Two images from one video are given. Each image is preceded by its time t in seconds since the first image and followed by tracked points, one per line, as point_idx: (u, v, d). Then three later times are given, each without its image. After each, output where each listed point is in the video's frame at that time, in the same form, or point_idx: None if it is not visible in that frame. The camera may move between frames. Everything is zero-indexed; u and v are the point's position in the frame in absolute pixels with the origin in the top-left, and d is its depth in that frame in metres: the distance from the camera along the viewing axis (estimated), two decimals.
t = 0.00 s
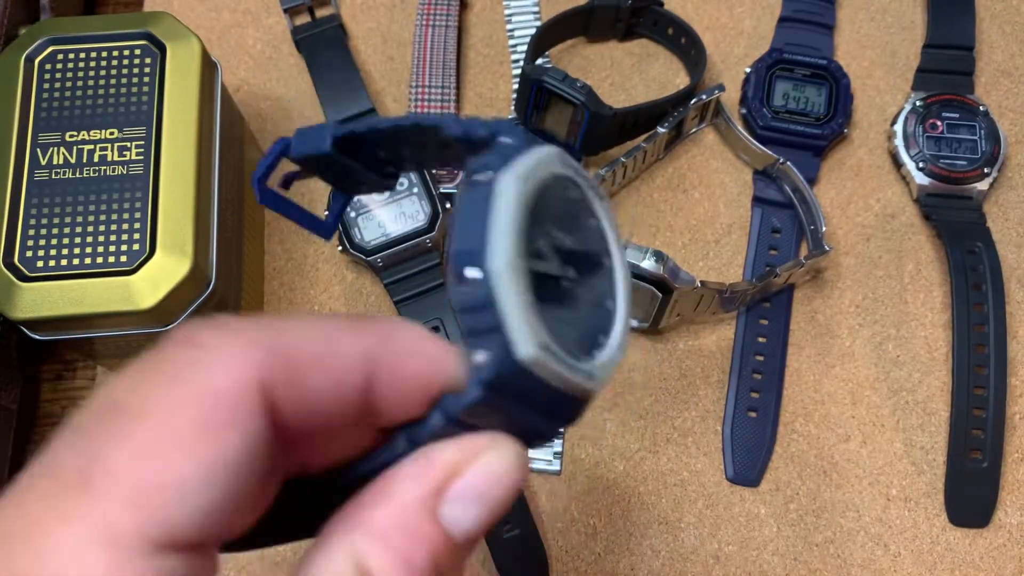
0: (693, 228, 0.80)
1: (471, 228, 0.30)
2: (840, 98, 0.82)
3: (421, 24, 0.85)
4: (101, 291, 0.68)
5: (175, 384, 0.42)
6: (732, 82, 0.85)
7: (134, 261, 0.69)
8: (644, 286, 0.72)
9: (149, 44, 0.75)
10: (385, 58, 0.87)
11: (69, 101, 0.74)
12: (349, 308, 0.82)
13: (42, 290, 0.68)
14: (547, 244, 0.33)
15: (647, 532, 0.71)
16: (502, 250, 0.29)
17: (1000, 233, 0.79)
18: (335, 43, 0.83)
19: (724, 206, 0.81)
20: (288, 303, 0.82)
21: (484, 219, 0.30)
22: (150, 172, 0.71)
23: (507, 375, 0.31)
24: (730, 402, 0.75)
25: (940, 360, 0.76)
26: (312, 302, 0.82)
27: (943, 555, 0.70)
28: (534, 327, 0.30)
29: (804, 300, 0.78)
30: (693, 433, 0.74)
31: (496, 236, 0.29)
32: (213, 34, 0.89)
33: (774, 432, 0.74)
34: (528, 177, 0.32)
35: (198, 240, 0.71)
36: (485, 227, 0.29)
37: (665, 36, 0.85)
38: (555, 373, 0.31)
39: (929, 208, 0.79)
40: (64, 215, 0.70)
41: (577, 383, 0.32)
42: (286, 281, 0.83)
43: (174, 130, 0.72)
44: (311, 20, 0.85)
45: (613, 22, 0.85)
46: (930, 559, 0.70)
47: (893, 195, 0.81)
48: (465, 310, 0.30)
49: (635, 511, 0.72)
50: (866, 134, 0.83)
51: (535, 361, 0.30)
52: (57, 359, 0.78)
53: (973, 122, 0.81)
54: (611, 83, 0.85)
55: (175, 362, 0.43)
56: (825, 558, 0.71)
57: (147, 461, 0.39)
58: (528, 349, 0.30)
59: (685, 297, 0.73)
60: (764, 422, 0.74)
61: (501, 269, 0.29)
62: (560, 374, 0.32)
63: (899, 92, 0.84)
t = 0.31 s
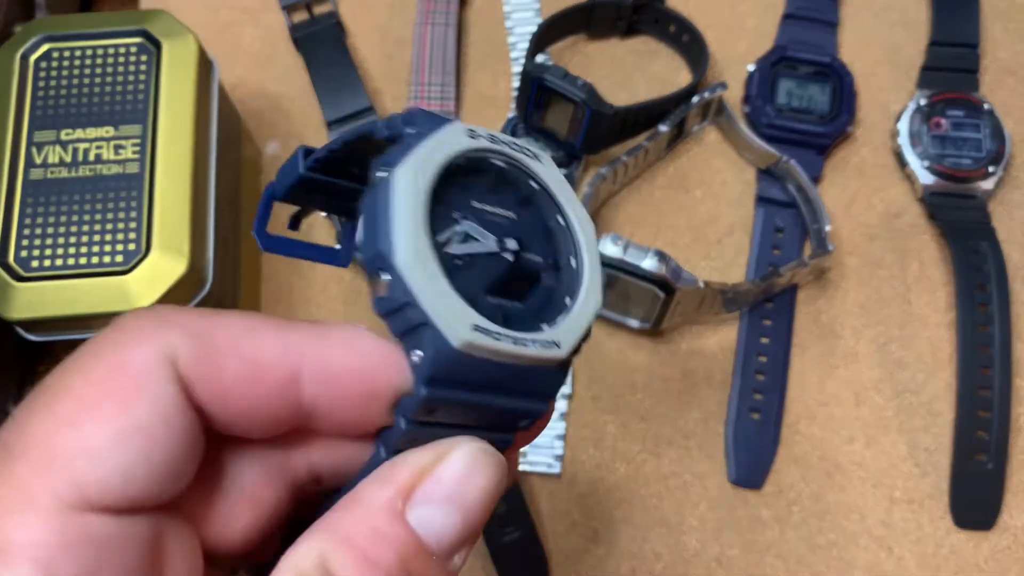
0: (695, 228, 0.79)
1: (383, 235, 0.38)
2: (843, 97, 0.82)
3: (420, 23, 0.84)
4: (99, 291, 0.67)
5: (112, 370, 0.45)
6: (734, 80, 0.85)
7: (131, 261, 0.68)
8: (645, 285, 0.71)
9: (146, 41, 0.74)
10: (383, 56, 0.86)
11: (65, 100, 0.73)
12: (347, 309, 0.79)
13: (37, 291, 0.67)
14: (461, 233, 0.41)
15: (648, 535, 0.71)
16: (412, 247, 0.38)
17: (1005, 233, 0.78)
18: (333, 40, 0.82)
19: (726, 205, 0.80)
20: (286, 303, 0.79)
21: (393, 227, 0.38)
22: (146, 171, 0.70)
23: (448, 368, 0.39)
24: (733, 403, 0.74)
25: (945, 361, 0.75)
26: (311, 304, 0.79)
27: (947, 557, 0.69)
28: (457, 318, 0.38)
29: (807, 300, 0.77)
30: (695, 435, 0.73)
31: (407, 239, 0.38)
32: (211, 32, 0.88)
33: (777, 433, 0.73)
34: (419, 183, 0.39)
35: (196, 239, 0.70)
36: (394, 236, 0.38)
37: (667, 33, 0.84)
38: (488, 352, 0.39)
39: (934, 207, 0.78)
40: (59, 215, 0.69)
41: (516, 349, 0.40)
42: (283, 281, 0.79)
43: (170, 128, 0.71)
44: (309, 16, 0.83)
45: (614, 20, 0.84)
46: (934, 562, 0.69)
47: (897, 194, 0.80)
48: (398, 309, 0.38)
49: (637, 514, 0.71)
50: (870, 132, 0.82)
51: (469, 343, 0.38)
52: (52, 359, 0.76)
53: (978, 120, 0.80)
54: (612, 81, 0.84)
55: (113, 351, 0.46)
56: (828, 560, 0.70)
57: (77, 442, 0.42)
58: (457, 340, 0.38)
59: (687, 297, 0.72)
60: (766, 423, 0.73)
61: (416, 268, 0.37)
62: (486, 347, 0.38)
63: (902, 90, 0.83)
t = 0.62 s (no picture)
0: (696, 228, 0.79)
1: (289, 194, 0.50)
2: (844, 97, 0.81)
3: (420, 23, 0.84)
4: (97, 291, 0.67)
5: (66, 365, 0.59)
6: (735, 80, 0.84)
7: (129, 261, 0.67)
8: (646, 285, 0.71)
9: (145, 41, 0.74)
10: (383, 55, 0.86)
11: (64, 99, 0.73)
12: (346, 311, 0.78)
13: (37, 291, 0.67)
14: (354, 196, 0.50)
15: (649, 537, 0.70)
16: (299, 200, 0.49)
17: (1006, 232, 0.78)
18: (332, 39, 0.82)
19: (727, 205, 0.80)
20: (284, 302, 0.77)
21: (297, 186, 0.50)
22: (144, 171, 0.70)
23: (324, 277, 0.46)
24: (733, 404, 0.74)
25: (947, 362, 0.75)
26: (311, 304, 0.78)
27: (949, 559, 0.69)
28: (306, 224, 0.47)
29: (809, 300, 0.77)
30: (695, 435, 0.73)
31: (303, 194, 0.50)
32: (210, 31, 0.88)
33: (778, 434, 0.73)
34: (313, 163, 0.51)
35: (195, 239, 0.70)
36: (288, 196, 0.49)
37: (667, 33, 0.84)
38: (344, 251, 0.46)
39: (935, 207, 0.78)
40: (57, 215, 0.69)
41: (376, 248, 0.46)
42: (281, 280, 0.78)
43: (168, 127, 0.71)
44: (308, 15, 0.82)
45: (615, 18, 0.84)
46: (935, 563, 0.69)
47: (898, 195, 0.80)
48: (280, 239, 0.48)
49: (637, 515, 0.71)
50: (870, 132, 0.82)
51: (315, 241, 0.46)
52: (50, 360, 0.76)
53: (979, 120, 0.79)
54: (612, 80, 0.84)
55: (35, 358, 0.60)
56: (829, 562, 0.70)
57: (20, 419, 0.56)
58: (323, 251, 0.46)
59: (688, 298, 0.72)
60: (767, 424, 0.73)
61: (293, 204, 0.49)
62: (331, 240, 0.46)
63: (903, 90, 0.83)
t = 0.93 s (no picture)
0: (696, 228, 0.79)
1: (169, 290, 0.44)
2: (844, 97, 0.81)
3: (420, 23, 0.84)
4: (98, 291, 0.67)
5: (85, 345, 0.53)
6: (734, 80, 0.84)
7: (129, 261, 0.68)
8: (645, 285, 0.71)
9: (146, 41, 0.74)
10: (383, 55, 0.86)
11: (65, 100, 0.73)
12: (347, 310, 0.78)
13: (38, 291, 0.67)
14: (220, 249, 0.43)
15: (648, 536, 0.70)
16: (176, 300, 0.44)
17: (1005, 232, 0.78)
18: (333, 39, 0.82)
19: (726, 205, 0.80)
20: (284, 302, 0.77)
21: (166, 279, 0.44)
22: (145, 171, 0.70)
23: (220, 377, 0.41)
24: (733, 404, 0.74)
25: (946, 362, 0.75)
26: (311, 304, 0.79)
27: (948, 558, 0.69)
28: (194, 335, 0.42)
29: (808, 300, 0.77)
30: (695, 435, 0.73)
31: (178, 283, 0.44)
32: (210, 32, 0.88)
33: (777, 434, 0.73)
34: (169, 235, 0.45)
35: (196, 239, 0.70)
36: (165, 303, 0.44)
37: (667, 33, 0.84)
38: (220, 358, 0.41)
39: (934, 207, 0.78)
40: (58, 215, 0.69)
41: (239, 344, 0.40)
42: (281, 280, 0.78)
43: (169, 128, 0.71)
44: (309, 16, 0.83)
45: (615, 19, 0.84)
46: (934, 562, 0.69)
47: (898, 195, 0.80)
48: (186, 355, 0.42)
49: (637, 514, 0.71)
50: (870, 132, 0.82)
51: (206, 359, 0.41)
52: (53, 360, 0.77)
53: (978, 120, 0.80)
54: (612, 81, 0.84)
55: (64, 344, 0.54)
56: (829, 561, 0.70)
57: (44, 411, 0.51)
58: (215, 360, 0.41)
59: (687, 298, 0.72)
60: (767, 423, 0.73)
61: (171, 307, 0.44)
62: (222, 357, 0.40)
63: (903, 90, 0.83)
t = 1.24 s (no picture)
0: (696, 228, 0.79)
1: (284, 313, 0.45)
2: (844, 97, 0.81)
3: (420, 22, 0.84)
4: (98, 292, 0.67)
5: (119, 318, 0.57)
6: (734, 80, 0.85)
7: (130, 261, 0.68)
8: (645, 285, 0.71)
9: (146, 41, 0.74)
10: (383, 55, 0.86)
11: (65, 100, 0.73)
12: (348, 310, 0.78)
13: (38, 291, 0.67)
14: (337, 277, 0.47)
15: (649, 536, 0.70)
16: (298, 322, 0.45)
17: (1005, 233, 0.78)
18: (333, 39, 0.82)
19: (726, 205, 0.80)
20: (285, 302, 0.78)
21: (277, 304, 0.45)
22: (145, 171, 0.70)
23: (379, 384, 0.45)
24: (733, 404, 0.74)
25: (946, 362, 0.75)
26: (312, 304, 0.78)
27: (948, 558, 0.69)
28: (351, 350, 0.44)
29: (808, 300, 0.77)
30: (695, 435, 0.73)
31: (292, 309, 0.45)
32: (211, 32, 0.88)
33: (777, 433, 0.73)
34: (271, 265, 0.46)
35: (196, 239, 0.70)
36: (284, 326, 0.44)
37: (667, 33, 0.84)
38: (391, 364, 0.44)
39: (934, 207, 0.78)
40: (58, 216, 0.69)
41: (411, 343, 0.45)
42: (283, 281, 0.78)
43: (169, 128, 0.71)
44: (309, 16, 0.83)
45: (615, 19, 0.84)
46: (934, 562, 0.69)
47: (898, 195, 0.80)
48: (308, 374, 0.44)
49: (637, 514, 0.71)
50: (870, 132, 0.82)
51: (374, 363, 0.44)
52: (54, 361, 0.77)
53: (978, 120, 0.80)
54: (612, 81, 0.84)
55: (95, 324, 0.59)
56: (829, 561, 0.70)
57: (68, 369, 0.55)
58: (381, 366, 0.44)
59: (687, 298, 0.72)
60: (767, 423, 0.73)
61: (305, 335, 0.44)
62: (394, 358, 0.44)
63: (903, 90, 0.83)
